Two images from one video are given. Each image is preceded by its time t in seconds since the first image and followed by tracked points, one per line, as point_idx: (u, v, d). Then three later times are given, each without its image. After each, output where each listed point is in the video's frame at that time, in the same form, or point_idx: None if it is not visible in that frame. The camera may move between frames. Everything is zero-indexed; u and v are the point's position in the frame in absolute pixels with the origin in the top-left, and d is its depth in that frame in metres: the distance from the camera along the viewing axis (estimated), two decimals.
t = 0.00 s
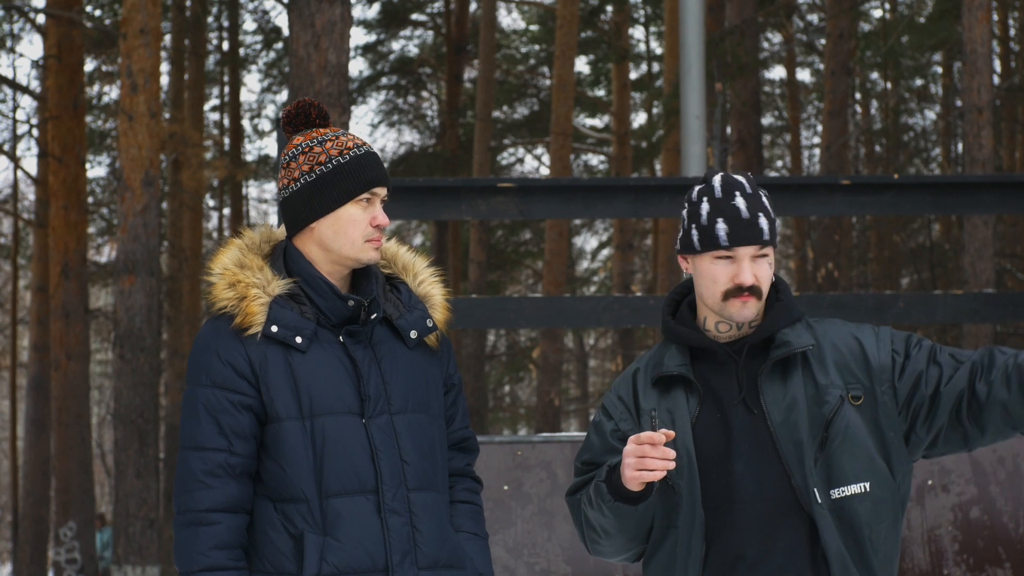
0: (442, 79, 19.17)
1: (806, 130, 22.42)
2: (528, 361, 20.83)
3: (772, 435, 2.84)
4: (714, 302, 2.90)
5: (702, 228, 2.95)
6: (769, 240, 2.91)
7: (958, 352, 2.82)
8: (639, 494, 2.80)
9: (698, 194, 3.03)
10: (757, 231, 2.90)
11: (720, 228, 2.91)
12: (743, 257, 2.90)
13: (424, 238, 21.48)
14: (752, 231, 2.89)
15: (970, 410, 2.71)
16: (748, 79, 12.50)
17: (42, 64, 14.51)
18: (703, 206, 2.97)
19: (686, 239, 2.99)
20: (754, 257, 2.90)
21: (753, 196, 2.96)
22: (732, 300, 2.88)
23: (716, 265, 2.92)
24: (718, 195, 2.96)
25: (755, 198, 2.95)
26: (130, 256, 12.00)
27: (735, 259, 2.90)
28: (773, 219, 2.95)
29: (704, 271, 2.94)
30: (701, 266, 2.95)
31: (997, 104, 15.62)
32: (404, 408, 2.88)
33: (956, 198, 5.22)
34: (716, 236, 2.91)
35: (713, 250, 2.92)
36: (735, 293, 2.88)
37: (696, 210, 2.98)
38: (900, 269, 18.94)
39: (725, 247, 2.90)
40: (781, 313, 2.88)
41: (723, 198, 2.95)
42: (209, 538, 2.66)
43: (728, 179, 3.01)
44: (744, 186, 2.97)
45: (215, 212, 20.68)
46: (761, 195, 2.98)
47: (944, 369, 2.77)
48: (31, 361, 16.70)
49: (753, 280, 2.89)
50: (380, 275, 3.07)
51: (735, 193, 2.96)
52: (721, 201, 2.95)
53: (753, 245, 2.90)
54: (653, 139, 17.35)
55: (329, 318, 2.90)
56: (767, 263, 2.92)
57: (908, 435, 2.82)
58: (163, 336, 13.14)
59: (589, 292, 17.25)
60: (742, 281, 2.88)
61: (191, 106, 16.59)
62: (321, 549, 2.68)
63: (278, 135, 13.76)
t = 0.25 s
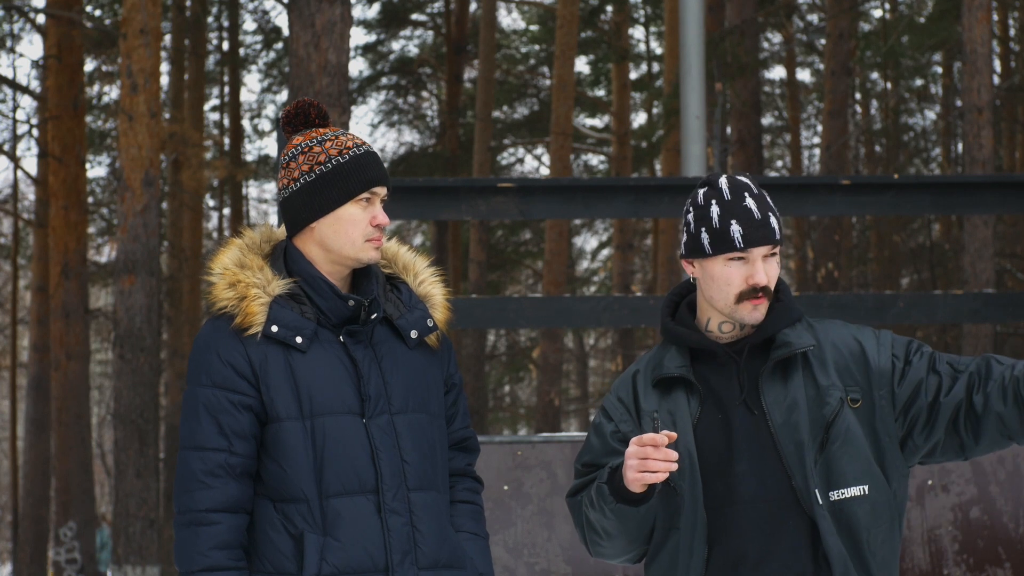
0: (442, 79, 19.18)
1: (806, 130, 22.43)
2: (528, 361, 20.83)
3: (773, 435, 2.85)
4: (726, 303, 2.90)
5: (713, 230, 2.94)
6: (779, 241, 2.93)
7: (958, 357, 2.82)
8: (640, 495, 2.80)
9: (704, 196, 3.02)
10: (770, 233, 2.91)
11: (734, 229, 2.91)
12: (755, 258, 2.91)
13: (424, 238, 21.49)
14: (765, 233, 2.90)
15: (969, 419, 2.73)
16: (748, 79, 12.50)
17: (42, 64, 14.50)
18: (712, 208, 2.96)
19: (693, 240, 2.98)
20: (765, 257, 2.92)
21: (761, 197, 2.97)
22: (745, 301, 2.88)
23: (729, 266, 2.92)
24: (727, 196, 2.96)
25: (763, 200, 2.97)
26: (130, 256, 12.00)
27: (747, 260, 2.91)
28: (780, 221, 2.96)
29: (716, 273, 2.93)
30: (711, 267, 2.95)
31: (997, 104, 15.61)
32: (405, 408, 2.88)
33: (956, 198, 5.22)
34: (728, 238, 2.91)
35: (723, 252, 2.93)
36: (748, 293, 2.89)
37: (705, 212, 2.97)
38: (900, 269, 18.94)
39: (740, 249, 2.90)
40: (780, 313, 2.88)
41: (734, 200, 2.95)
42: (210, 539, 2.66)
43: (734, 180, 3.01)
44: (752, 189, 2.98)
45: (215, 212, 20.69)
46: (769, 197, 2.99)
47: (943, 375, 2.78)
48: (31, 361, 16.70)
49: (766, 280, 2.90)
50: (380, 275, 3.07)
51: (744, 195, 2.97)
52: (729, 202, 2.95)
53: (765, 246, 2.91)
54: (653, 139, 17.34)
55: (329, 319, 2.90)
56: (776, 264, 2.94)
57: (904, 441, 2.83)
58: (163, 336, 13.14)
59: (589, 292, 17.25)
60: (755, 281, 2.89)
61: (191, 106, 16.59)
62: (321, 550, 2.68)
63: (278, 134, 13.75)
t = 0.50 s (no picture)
0: (442, 79, 19.18)
1: (806, 130, 22.43)
2: (528, 361, 20.83)
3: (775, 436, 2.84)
4: (708, 297, 2.91)
5: (694, 224, 2.95)
6: (761, 232, 2.90)
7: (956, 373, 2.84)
8: (648, 495, 2.80)
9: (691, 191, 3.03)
10: (748, 223, 2.89)
11: (712, 222, 2.91)
12: (735, 249, 2.89)
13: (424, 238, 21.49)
14: (742, 224, 2.89)
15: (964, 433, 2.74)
16: (748, 79, 12.49)
17: (42, 64, 14.50)
18: (696, 201, 2.97)
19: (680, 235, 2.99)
20: (747, 248, 2.89)
21: (744, 189, 2.95)
22: (725, 294, 2.88)
23: (710, 259, 2.92)
24: (710, 189, 2.96)
25: (747, 191, 2.94)
26: (130, 256, 12.00)
27: (727, 252, 2.90)
28: (768, 212, 2.93)
29: (699, 265, 2.94)
30: (695, 261, 2.95)
31: (997, 104, 15.62)
32: (405, 409, 2.88)
33: (956, 198, 5.22)
34: (707, 231, 2.91)
35: (706, 245, 2.93)
36: (729, 287, 2.88)
37: (690, 206, 2.97)
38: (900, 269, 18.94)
39: (717, 240, 2.90)
40: (785, 316, 2.87)
41: (716, 192, 2.94)
42: (210, 539, 2.66)
43: (720, 174, 3.00)
44: (735, 180, 2.97)
45: (215, 212, 20.69)
46: (753, 188, 2.97)
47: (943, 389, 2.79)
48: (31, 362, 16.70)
49: (746, 273, 2.88)
50: (381, 274, 3.07)
51: (727, 186, 2.96)
52: (711, 195, 2.95)
53: (744, 237, 2.89)
54: (653, 139, 17.34)
55: (329, 318, 2.90)
56: (760, 255, 2.91)
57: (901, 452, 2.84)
58: (163, 336, 13.14)
59: (589, 292, 17.25)
60: (734, 273, 2.88)
61: (191, 106, 16.59)
62: (322, 551, 2.68)
63: (278, 135, 13.74)
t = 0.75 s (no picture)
0: (442, 79, 19.19)
1: (806, 130, 22.43)
2: (528, 361, 20.83)
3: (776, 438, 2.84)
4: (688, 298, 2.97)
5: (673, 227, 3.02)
6: (728, 229, 2.91)
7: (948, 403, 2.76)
8: (646, 491, 2.80)
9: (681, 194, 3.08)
10: (712, 222, 2.92)
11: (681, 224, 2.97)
12: (705, 249, 2.93)
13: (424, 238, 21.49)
14: (706, 223, 2.92)
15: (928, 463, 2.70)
16: (748, 79, 12.49)
17: (42, 64, 14.50)
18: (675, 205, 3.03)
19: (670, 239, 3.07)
20: (716, 247, 2.92)
21: (717, 187, 2.97)
22: (699, 295, 2.94)
23: (688, 261, 2.98)
24: (686, 191, 3.02)
25: (721, 189, 2.96)
26: (130, 256, 11.99)
27: (699, 252, 2.95)
28: (740, 210, 2.93)
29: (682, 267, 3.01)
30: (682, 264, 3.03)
31: (997, 104, 15.62)
32: (405, 409, 2.88)
33: (956, 198, 5.22)
34: (679, 234, 2.98)
35: (684, 248, 2.99)
36: (703, 287, 2.93)
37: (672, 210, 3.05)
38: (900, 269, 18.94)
39: (685, 242, 2.96)
40: (792, 319, 2.87)
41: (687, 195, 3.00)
42: (210, 538, 2.66)
43: (704, 175, 3.04)
44: (711, 179, 3.00)
45: (215, 212, 20.69)
46: (730, 184, 2.97)
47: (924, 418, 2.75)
48: (31, 362, 16.70)
49: (717, 271, 2.91)
50: (381, 274, 3.07)
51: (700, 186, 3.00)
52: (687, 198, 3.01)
53: (711, 236, 2.92)
54: (653, 139, 17.34)
55: (329, 319, 2.90)
56: (734, 253, 2.91)
57: (880, 471, 2.82)
58: (163, 336, 13.14)
59: (589, 292, 17.25)
60: (705, 273, 2.92)
61: (191, 106, 16.59)
62: (321, 552, 2.68)
63: (278, 135, 13.74)
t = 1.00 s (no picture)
0: (442, 79, 19.19)
1: (806, 130, 22.42)
2: (528, 361, 20.83)
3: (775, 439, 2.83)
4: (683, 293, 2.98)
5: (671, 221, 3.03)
6: (723, 224, 2.91)
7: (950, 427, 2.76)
8: (636, 501, 2.81)
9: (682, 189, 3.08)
10: (707, 217, 2.92)
11: (677, 219, 2.98)
12: (701, 244, 2.94)
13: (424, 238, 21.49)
14: (701, 218, 2.93)
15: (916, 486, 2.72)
16: (748, 79, 12.49)
17: (42, 64, 14.50)
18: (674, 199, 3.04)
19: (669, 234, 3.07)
20: (712, 242, 2.92)
21: (715, 182, 2.97)
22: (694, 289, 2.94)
23: (684, 255, 2.99)
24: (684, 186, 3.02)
25: (718, 184, 2.96)
26: (130, 256, 11.99)
27: (695, 247, 2.95)
28: (737, 205, 2.93)
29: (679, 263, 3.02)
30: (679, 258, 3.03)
31: (997, 104, 15.61)
32: (405, 409, 2.88)
33: (956, 198, 5.21)
34: (677, 228, 2.99)
35: (682, 243, 3.00)
36: (697, 282, 2.94)
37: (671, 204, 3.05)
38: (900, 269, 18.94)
39: (680, 236, 2.97)
40: (792, 320, 2.87)
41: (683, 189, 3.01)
42: (210, 539, 2.66)
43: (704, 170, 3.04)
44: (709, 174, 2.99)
45: (215, 212, 20.69)
46: (727, 180, 2.96)
47: (916, 436, 2.75)
48: (31, 362, 16.70)
49: (711, 266, 2.91)
50: (380, 274, 3.07)
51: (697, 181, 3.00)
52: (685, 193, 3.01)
53: (707, 230, 2.93)
54: (653, 139, 17.33)
55: (329, 318, 2.90)
56: (729, 248, 2.91)
57: (868, 473, 2.82)
58: (163, 336, 13.14)
59: (589, 292, 17.24)
60: (700, 268, 2.93)
61: (191, 106, 16.58)
62: (321, 552, 2.67)
63: (278, 134, 13.74)
